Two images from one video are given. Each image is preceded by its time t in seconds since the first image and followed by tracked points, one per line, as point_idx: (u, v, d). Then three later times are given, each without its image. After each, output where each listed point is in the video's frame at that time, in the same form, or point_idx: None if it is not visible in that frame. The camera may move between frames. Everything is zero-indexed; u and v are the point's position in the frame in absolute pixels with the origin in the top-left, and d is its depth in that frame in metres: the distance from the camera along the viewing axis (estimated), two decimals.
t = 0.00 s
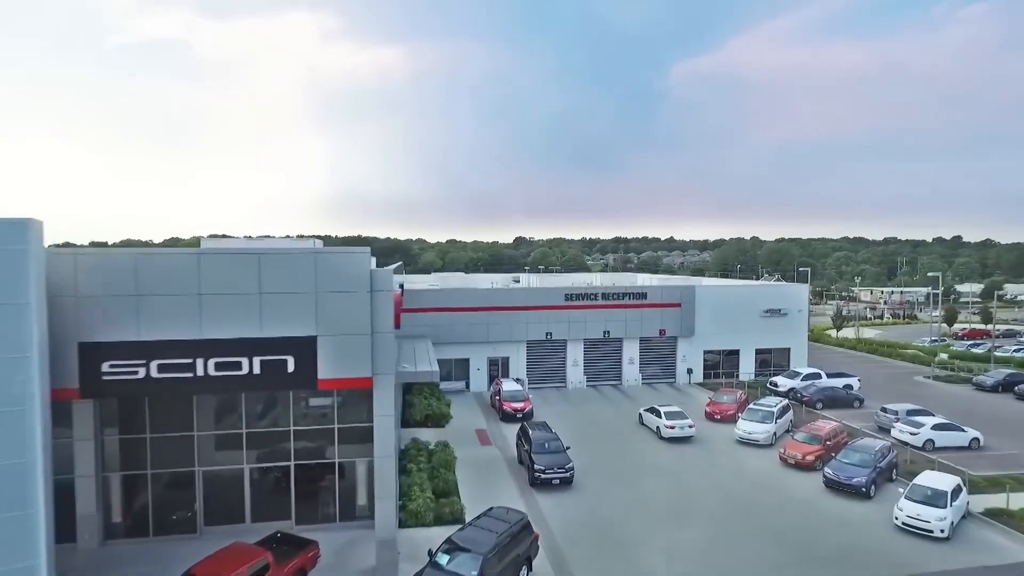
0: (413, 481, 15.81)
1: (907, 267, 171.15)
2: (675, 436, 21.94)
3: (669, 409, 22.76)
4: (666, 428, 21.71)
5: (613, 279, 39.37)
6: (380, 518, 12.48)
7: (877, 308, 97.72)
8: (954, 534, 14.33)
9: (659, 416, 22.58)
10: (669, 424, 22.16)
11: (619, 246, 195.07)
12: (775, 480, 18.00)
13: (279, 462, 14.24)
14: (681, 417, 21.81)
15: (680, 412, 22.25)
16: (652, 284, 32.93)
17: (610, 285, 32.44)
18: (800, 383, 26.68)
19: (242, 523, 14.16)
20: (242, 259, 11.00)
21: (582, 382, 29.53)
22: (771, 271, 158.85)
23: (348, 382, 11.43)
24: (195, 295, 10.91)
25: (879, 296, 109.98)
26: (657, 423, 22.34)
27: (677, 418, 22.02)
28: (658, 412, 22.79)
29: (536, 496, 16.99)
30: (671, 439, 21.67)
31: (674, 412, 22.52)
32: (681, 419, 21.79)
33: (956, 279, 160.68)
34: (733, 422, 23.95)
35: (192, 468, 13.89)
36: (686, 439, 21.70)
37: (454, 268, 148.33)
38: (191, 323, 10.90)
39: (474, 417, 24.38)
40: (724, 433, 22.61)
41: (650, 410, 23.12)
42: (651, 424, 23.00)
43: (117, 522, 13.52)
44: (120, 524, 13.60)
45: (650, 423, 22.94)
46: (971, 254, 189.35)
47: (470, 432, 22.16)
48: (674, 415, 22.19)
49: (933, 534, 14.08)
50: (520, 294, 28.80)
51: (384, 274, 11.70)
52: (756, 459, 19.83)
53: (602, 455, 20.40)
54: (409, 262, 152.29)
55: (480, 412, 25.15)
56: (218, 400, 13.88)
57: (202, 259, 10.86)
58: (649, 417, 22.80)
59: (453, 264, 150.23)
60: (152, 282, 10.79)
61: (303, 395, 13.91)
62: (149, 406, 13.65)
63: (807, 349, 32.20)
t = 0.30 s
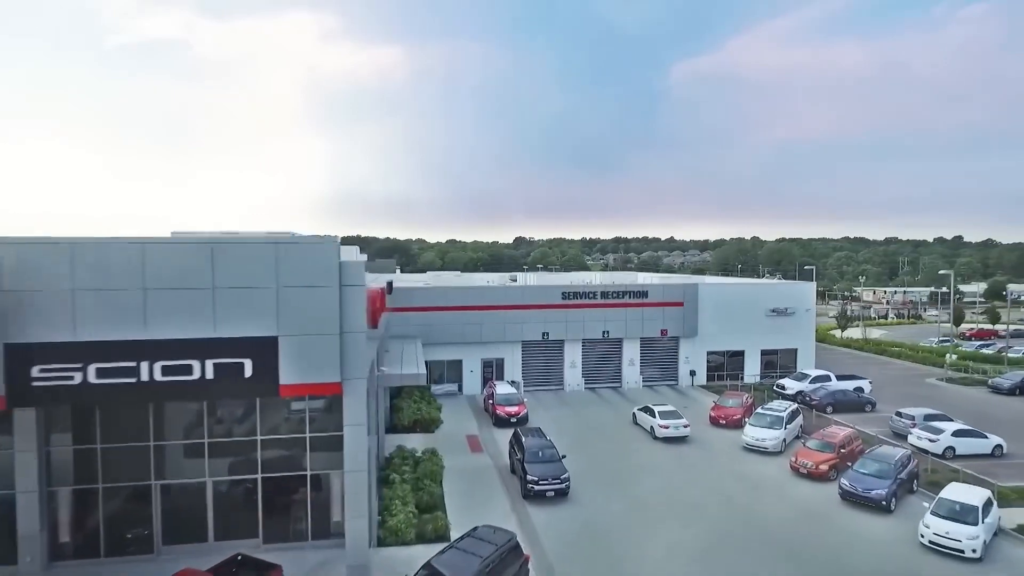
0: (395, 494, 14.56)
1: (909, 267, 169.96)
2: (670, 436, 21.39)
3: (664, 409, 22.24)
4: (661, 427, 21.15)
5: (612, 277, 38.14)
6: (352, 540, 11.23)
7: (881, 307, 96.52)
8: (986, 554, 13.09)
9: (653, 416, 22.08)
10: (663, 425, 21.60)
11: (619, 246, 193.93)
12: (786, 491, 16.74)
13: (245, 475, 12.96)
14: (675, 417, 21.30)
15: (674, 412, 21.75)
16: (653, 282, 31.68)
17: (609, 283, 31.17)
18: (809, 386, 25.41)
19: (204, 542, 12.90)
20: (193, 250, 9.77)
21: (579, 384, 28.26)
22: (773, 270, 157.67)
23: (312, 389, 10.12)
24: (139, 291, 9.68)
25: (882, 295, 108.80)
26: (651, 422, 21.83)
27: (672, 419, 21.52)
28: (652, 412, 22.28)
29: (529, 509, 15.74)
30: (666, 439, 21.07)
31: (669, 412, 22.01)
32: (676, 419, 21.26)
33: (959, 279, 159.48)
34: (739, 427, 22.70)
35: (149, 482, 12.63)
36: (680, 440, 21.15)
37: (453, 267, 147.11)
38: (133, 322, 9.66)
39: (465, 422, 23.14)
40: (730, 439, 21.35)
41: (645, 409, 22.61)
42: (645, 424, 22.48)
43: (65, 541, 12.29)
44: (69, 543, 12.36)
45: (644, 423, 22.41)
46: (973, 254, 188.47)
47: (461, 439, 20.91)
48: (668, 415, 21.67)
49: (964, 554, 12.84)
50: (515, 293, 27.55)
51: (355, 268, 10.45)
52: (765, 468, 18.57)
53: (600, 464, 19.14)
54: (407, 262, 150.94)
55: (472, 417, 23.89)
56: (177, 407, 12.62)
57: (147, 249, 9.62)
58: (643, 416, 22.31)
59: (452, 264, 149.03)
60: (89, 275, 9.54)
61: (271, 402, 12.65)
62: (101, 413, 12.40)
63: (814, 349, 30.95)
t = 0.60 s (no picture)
0: (373, 511, 13.42)
1: (911, 266, 168.80)
2: (663, 436, 20.87)
3: (657, 409, 21.69)
4: (654, 427, 20.63)
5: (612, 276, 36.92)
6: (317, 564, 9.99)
7: (884, 307, 95.35)
8: None
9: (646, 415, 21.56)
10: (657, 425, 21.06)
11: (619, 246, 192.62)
12: (798, 504, 15.51)
13: (205, 491, 11.72)
14: (669, 416, 20.76)
15: (667, 412, 21.20)
16: (654, 280, 30.47)
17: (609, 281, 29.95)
18: (818, 390, 24.20)
19: (159, 566, 11.66)
20: (130, 237, 8.54)
21: (577, 387, 27.04)
22: (774, 270, 156.51)
23: (268, 397, 8.95)
24: (68, 286, 8.45)
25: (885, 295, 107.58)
26: (644, 422, 21.29)
27: (665, 418, 21.00)
28: (645, 412, 21.76)
29: (519, 525, 14.52)
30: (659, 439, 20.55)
31: (663, 412, 21.48)
32: (669, 419, 20.73)
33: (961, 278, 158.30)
34: (745, 432, 21.49)
35: (97, 498, 11.40)
36: (674, 440, 20.62)
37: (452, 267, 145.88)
38: (60, 320, 8.42)
39: (456, 427, 21.92)
40: (736, 447, 20.12)
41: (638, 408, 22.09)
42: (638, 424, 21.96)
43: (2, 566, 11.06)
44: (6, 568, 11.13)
45: (638, 423, 21.87)
46: (975, 253, 187.20)
47: (451, 446, 19.69)
48: (662, 414, 21.13)
49: None
50: (510, 291, 26.34)
51: (319, 261, 9.25)
52: (774, 478, 17.35)
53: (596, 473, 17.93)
54: (406, 262, 149.84)
55: (463, 422, 22.66)
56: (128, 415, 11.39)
57: (76, 237, 8.40)
58: (636, 416, 21.79)
59: (451, 264, 147.81)
60: (9, 267, 8.30)
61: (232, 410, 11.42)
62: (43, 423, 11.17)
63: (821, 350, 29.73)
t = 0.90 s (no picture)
0: (346, 527, 12.17)
1: (913, 266, 167.59)
2: (656, 435, 20.45)
3: (650, 408, 21.24)
4: (646, 426, 20.22)
5: (610, 275, 35.73)
6: None
7: (887, 307, 94.16)
8: None
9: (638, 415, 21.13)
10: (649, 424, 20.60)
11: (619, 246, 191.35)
12: (812, 517, 14.29)
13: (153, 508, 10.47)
14: (661, 415, 20.31)
15: (661, 411, 20.71)
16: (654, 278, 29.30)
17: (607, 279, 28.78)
18: (827, 393, 23.02)
19: None
20: (46, 220, 7.36)
21: (574, 389, 25.82)
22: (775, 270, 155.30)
23: (209, 405, 7.78)
24: None
25: (888, 295, 106.40)
26: (636, 422, 20.86)
27: (658, 417, 20.52)
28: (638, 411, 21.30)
29: (507, 540, 13.31)
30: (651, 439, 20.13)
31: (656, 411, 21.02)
32: (661, 418, 20.29)
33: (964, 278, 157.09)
34: (751, 438, 20.29)
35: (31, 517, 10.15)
36: (666, 439, 20.15)
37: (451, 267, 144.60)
38: None
39: (446, 433, 20.71)
40: (741, 453, 18.94)
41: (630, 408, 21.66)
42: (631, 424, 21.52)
43: None
44: None
45: (630, 423, 21.43)
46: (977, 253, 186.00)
47: (438, 453, 18.49)
48: (654, 414, 20.69)
49: None
50: (503, 289, 25.17)
51: (270, 249, 8.07)
52: (784, 488, 16.13)
53: (592, 483, 16.73)
54: (404, 262, 148.74)
55: (453, 426, 21.46)
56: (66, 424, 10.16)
57: None
58: (628, 415, 21.39)
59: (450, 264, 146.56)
60: None
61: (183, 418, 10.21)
62: None
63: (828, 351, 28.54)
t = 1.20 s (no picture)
0: (313, 545, 10.96)
1: (916, 266, 166.20)
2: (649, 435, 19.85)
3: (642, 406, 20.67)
4: (638, 425, 19.65)
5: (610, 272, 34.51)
6: None
7: (892, 307, 92.79)
8: None
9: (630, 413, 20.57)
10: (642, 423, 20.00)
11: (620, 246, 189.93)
12: (824, 531, 13.12)
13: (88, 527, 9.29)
14: (653, 414, 19.73)
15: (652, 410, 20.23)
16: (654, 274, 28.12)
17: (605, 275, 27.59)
18: (837, 395, 21.83)
19: None
20: None
21: (570, 390, 24.64)
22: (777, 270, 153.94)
23: (129, 414, 6.61)
24: None
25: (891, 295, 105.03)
26: (629, 421, 20.27)
27: (650, 416, 19.92)
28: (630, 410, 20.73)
29: (492, 559, 12.11)
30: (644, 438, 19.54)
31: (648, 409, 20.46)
32: (653, 416, 19.70)
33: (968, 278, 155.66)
34: (757, 443, 19.09)
35: None
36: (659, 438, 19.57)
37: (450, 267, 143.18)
38: None
39: (433, 437, 19.54)
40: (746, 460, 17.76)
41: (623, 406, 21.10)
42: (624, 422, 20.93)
43: None
44: None
45: (622, 421, 20.85)
46: (981, 252, 184.49)
47: (424, 459, 17.32)
48: (647, 412, 20.13)
49: None
50: (496, 286, 24.01)
51: (203, 231, 6.92)
52: (794, 499, 14.95)
53: (586, 493, 15.52)
54: (404, 261, 147.49)
55: (441, 430, 20.28)
56: None
57: None
58: (620, 414, 20.84)
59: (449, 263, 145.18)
60: None
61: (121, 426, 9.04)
62: None
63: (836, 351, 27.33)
